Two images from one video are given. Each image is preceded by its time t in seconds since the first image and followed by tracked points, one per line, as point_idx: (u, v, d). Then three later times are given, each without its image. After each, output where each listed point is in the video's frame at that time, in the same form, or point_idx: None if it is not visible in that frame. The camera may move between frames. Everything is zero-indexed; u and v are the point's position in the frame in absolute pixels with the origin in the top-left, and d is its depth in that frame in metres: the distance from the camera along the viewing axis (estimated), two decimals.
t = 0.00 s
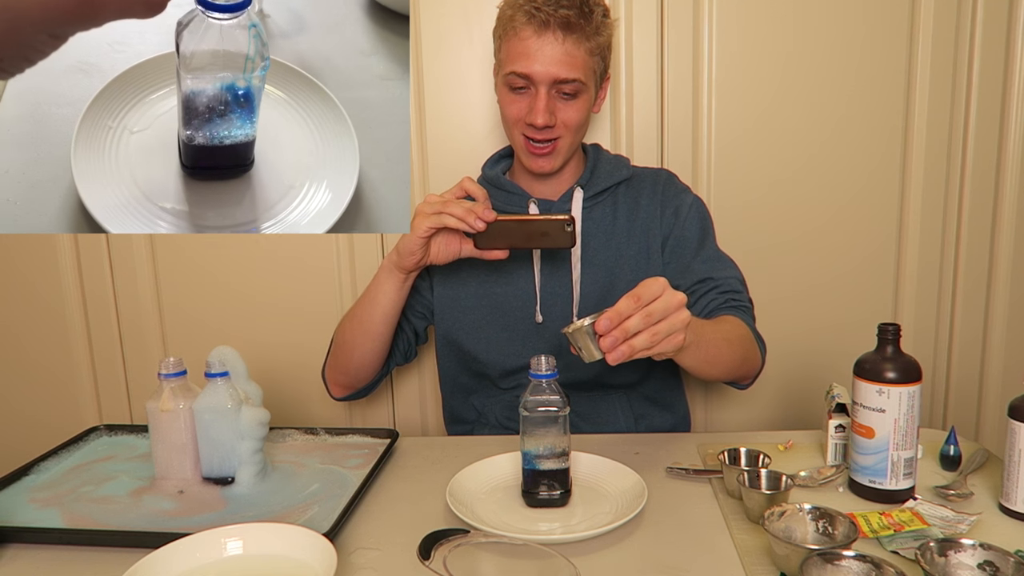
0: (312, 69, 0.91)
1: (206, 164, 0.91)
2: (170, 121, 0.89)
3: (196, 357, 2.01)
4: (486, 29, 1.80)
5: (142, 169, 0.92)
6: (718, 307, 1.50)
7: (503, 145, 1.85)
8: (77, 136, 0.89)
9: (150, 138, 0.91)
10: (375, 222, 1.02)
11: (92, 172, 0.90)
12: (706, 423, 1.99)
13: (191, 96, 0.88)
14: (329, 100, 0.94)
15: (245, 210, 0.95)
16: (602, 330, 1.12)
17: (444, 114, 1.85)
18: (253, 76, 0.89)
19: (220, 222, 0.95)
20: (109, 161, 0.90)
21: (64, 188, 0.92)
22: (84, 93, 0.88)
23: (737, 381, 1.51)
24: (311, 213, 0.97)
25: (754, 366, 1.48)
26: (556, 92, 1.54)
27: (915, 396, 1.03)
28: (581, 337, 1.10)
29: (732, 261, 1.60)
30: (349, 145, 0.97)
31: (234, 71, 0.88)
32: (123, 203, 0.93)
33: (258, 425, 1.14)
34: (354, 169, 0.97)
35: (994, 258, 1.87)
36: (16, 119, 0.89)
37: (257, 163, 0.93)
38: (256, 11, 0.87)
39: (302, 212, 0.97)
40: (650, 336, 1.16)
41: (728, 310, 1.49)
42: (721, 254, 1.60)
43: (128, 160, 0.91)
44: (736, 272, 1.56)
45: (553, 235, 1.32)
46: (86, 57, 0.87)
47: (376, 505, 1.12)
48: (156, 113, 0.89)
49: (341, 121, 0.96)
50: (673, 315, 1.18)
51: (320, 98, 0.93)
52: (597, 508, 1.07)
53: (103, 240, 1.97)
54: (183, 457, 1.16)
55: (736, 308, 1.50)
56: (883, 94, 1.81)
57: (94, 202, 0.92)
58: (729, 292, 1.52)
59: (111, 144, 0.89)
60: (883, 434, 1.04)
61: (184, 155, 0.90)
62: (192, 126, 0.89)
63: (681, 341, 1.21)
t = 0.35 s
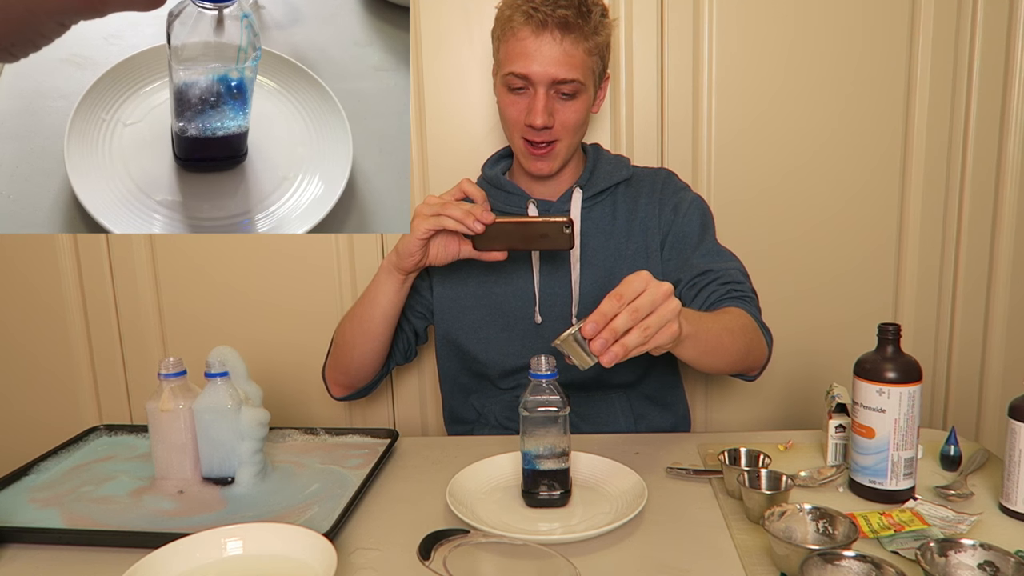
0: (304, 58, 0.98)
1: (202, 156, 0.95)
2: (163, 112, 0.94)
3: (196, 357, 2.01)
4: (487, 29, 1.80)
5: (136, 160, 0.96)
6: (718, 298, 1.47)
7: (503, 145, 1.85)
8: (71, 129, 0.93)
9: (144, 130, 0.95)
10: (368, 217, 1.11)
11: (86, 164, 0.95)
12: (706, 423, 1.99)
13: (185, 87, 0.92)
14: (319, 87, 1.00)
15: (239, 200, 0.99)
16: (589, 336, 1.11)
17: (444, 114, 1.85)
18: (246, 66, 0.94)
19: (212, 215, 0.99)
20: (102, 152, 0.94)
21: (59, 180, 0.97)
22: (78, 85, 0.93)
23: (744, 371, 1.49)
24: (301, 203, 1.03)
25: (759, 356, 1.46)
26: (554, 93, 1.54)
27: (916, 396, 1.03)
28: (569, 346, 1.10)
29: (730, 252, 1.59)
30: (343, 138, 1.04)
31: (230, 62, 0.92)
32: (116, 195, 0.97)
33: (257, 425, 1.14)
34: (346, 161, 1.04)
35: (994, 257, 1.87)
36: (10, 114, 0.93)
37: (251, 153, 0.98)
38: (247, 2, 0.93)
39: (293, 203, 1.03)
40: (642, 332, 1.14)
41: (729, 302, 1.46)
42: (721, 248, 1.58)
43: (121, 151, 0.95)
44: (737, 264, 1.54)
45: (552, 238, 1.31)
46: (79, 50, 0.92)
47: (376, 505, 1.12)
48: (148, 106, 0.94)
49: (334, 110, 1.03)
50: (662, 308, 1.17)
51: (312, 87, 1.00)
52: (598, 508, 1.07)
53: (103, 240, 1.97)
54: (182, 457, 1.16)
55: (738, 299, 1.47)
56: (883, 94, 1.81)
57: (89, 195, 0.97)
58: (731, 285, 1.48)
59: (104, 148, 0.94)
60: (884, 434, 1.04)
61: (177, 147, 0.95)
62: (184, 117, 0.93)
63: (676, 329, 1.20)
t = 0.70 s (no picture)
0: (299, 49, 0.93)
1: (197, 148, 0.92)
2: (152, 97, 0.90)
3: (196, 357, 2.01)
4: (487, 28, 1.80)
5: (127, 153, 0.92)
6: (721, 292, 1.45)
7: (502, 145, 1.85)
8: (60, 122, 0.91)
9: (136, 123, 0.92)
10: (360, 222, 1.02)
11: (75, 156, 0.92)
12: (707, 423, 1.99)
13: (177, 73, 0.88)
14: (315, 79, 0.95)
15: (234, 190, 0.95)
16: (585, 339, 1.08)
17: (444, 114, 1.85)
18: (238, 54, 0.90)
19: (206, 207, 0.95)
20: (93, 143, 0.91)
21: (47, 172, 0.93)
22: (69, 80, 0.90)
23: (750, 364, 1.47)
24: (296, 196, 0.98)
25: (764, 348, 1.44)
26: (552, 93, 1.54)
27: (915, 396, 1.03)
28: (562, 350, 1.07)
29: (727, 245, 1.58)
30: (335, 127, 0.97)
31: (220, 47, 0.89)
32: (108, 186, 0.93)
33: (258, 425, 1.14)
34: (339, 152, 0.98)
35: (994, 257, 1.87)
36: (1, 106, 0.91)
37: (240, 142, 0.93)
38: None
39: (287, 194, 0.97)
40: (633, 323, 1.12)
41: (730, 295, 1.44)
42: (721, 243, 1.57)
43: (114, 142, 0.92)
44: (737, 257, 1.52)
45: (549, 240, 1.29)
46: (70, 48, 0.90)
47: (375, 505, 1.12)
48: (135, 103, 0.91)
49: (328, 100, 0.96)
50: (648, 298, 1.15)
51: (299, 69, 0.94)
52: (597, 508, 1.07)
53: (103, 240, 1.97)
54: (183, 457, 1.16)
55: (741, 291, 1.45)
56: (882, 95, 1.81)
57: (80, 188, 0.92)
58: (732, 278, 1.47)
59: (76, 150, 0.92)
60: (883, 434, 1.04)
61: (170, 136, 0.91)
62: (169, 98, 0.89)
63: (667, 318, 1.19)
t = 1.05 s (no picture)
0: (293, 47, 0.93)
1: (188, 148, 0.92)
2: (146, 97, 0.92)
3: (196, 357, 2.01)
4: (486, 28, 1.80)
5: (120, 153, 0.94)
6: (719, 287, 1.45)
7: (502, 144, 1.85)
8: (53, 122, 0.93)
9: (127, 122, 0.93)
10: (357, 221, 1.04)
11: (69, 156, 0.93)
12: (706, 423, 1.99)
13: (168, 70, 0.89)
14: (308, 74, 0.96)
15: (227, 191, 0.96)
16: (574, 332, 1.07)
17: (444, 114, 1.85)
18: (230, 52, 0.90)
19: (200, 208, 0.96)
20: (88, 144, 0.93)
21: (38, 172, 0.95)
22: (59, 80, 0.92)
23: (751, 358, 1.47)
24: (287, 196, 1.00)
25: (766, 342, 1.43)
26: (549, 93, 1.54)
27: (916, 396, 1.03)
28: (558, 351, 1.06)
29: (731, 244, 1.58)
30: (330, 125, 0.99)
31: (213, 44, 0.88)
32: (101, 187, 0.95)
33: (258, 425, 1.15)
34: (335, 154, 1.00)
35: (994, 257, 1.87)
36: None
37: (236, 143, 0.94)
38: None
39: (278, 194, 0.99)
40: (627, 314, 1.11)
41: (731, 290, 1.44)
42: (720, 239, 1.57)
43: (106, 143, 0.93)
44: (736, 253, 1.52)
45: (546, 242, 1.28)
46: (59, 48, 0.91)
47: (375, 505, 1.12)
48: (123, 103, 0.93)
49: (322, 99, 0.98)
50: (640, 288, 1.14)
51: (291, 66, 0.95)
52: (598, 508, 1.07)
53: (103, 240, 1.97)
54: (183, 457, 1.16)
55: (740, 285, 1.45)
56: (882, 94, 1.81)
57: (76, 189, 0.94)
58: (731, 274, 1.47)
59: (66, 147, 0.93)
60: (883, 434, 1.04)
61: (163, 137, 0.92)
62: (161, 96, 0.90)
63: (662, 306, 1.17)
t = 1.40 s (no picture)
0: (292, 53, 0.87)
1: (183, 151, 0.86)
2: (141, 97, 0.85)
3: (196, 358, 2.01)
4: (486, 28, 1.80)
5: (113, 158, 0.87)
6: (719, 283, 1.45)
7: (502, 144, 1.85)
8: (47, 126, 0.87)
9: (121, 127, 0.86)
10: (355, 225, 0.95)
11: (61, 160, 0.87)
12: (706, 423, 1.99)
13: (160, 69, 0.83)
14: (306, 82, 0.88)
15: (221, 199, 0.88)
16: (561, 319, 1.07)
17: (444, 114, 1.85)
18: (225, 55, 0.84)
19: (197, 216, 0.89)
20: (81, 148, 0.86)
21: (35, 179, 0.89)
22: (53, 81, 0.86)
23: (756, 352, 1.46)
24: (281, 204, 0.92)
25: (768, 337, 1.43)
26: (547, 94, 1.54)
27: (915, 396, 1.03)
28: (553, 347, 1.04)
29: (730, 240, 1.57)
30: (328, 130, 0.91)
31: (206, 42, 0.83)
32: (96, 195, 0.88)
33: (257, 425, 1.15)
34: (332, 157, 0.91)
35: (994, 257, 1.87)
36: None
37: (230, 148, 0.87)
38: None
39: (275, 202, 0.91)
40: (617, 300, 1.10)
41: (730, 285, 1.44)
42: (719, 235, 1.57)
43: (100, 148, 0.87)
44: (736, 248, 1.52)
45: (544, 246, 1.28)
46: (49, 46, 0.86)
47: (375, 505, 1.12)
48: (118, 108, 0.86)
49: (320, 103, 0.90)
50: (626, 275, 1.14)
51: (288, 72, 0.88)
52: (598, 508, 1.07)
53: (103, 241, 1.97)
54: (183, 458, 1.16)
55: (740, 280, 1.45)
56: (883, 94, 1.81)
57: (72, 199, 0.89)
58: (731, 268, 1.47)
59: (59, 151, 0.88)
60: (883, 434, 1.04)
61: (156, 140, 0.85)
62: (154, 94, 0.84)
63: (652, 292, 1.16)
